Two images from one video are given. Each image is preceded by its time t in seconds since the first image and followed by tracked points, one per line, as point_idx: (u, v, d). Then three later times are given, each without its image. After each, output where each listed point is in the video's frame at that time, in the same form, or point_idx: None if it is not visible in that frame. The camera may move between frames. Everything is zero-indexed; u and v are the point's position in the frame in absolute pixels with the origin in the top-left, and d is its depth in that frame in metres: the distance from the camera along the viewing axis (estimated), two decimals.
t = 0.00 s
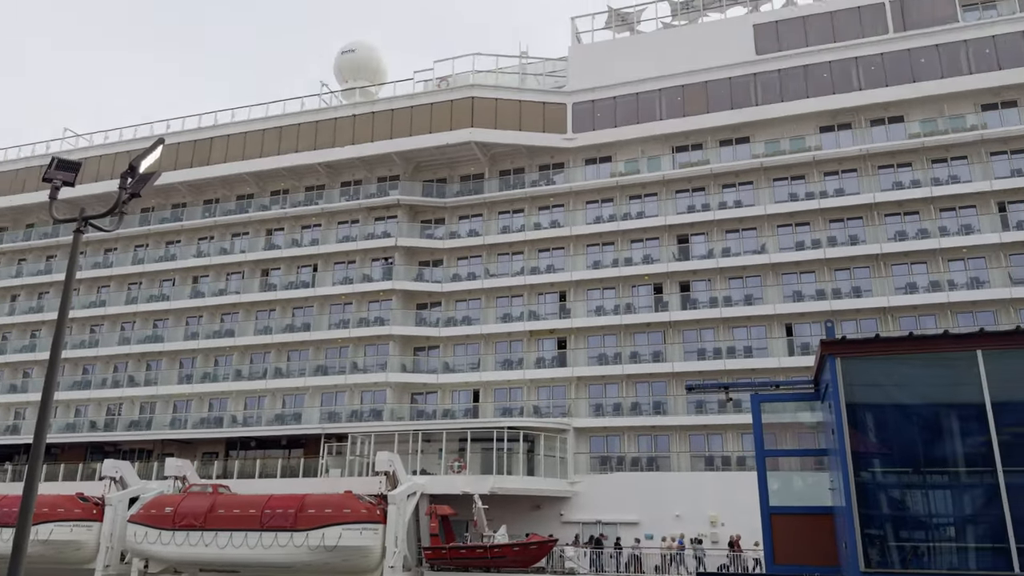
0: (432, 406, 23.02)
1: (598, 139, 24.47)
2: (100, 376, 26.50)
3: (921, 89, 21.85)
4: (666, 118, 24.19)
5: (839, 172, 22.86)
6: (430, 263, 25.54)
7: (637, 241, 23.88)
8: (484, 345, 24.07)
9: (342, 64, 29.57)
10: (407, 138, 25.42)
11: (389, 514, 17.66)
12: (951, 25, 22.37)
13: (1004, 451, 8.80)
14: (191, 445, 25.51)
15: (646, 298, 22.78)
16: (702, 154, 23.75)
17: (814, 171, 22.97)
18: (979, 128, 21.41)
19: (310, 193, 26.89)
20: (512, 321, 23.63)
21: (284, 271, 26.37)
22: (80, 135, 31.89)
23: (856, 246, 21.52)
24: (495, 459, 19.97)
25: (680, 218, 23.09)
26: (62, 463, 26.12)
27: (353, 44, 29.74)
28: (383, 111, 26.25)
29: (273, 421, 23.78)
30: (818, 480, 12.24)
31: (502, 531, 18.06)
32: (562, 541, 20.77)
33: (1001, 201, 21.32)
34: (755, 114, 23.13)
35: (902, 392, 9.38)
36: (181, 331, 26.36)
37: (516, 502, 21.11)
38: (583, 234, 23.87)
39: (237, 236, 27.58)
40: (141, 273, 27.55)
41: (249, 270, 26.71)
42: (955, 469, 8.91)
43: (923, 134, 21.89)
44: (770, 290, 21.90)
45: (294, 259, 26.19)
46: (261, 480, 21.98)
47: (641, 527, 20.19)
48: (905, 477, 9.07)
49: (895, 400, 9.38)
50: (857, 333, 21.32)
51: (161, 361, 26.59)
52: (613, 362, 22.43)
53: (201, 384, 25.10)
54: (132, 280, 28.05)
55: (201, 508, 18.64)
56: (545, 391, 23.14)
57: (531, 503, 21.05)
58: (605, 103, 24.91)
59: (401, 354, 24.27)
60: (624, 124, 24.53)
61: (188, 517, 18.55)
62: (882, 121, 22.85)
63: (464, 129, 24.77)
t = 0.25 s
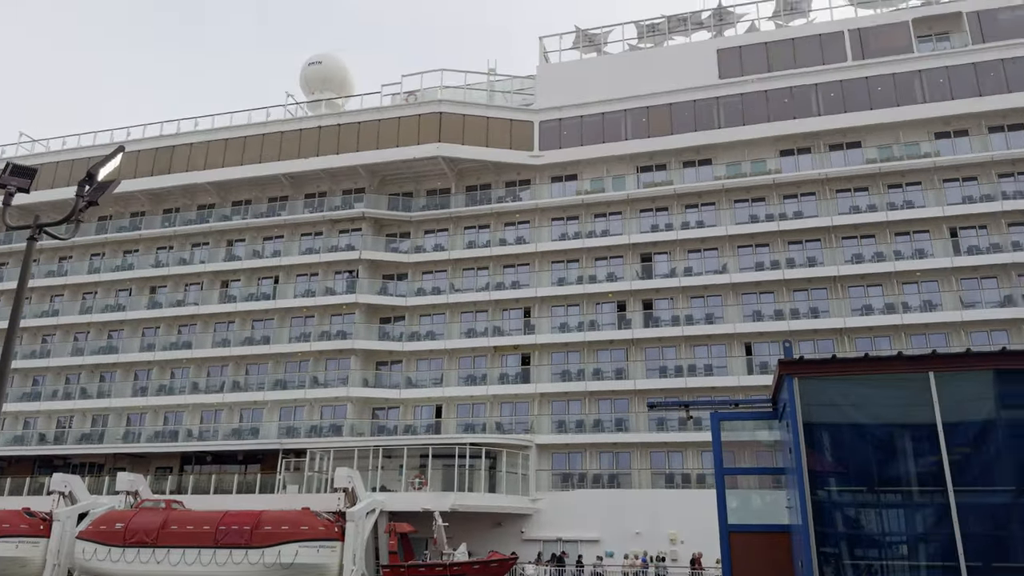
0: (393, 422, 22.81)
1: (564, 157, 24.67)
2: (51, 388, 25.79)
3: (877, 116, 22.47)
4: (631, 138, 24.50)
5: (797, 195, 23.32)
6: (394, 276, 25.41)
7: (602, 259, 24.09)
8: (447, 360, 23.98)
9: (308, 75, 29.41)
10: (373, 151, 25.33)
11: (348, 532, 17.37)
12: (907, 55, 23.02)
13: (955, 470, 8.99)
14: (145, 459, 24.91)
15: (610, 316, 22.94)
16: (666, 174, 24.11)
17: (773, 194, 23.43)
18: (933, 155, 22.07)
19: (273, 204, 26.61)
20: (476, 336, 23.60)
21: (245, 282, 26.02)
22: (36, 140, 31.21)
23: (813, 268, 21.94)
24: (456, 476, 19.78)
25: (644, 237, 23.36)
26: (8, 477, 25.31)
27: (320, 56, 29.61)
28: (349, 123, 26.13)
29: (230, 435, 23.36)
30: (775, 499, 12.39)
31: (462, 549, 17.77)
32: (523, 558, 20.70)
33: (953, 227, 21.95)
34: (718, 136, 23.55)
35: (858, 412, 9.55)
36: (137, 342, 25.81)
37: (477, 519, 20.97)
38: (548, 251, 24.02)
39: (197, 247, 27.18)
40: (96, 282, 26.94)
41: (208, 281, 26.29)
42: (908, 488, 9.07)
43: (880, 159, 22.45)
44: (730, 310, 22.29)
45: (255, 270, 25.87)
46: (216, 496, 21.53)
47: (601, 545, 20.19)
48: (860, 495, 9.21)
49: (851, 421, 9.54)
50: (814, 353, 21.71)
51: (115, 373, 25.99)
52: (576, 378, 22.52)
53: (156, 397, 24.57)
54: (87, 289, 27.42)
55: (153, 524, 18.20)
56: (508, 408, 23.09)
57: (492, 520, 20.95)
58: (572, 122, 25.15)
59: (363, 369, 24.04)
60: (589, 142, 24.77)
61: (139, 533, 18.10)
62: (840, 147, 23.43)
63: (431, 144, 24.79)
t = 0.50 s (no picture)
0: (343, 431, 22.51)
1: (521, 169, 24.79)
2: None
3: (825, 139, 23.12)
4: (588, 152, 24.75)
5: (748, 213, 23.78)
6: (348, 284, 25.15)
7: (557, 271, 24.26)
8: (400, 369, 23.80)
9: (264, 78, 29.02)
10: (329, 157, 25.09)
11: (294, 543, 17.03)
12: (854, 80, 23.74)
13: (894, 485, 9.24)
14: (83, 467, 24.12)
15: (564, 327, 23.08)
16: (622, 189, 24.35)
17: (725, 212, 23.88)
18: (878, 178, 22.77)
19: (224, 207, 26.13)
20: (430, 345, 23.48)
21: (193, 286, 25.47)
22: None
23: (762, 284, 22.40)
24: (406, 486, 19.76)
25: (599, 250, 23.58)
26: None
27: (277, 59, 29.26)
28: (305, 128, 25.84)
29: (173, 443, 22.79)
30: (722, 510, 12.55)
31: (411, 561, 17.44)
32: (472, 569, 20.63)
33: (896, 248, 22.63)
34: (673, 153, 23.94)
35: (803, 426, 9.75)
36: (78, 346, 25.04)
37: (426, 531, 20.80)
38: (505, 262, 24.12)
39: (144, 249, 26.55)
40: (37, 283, 26.08)
41: (155, 284, 25.66)
42: (849, 502, 9.29)
43: (829, 181, 23.05)
44: (682, 323, 22.56)
45: (204, 275, 25.36)
46: (158, 505, 20.95)
47: (550, 556, 20.18)
48: (804, 508, 9.39)
49: (795, 435, 9.73)
50: (762, 368, 22.12)
51: (54, 377, 25.15)
52: (529, 389, 22.54)
53: (97, 403, 23.85)
54: (27, 289, 26.53)
55: (89, 533, 17.61)
56: (460, 418, 23.00)
57: (441, 532, 20.79)
58: (530, 134, 25.31)
59: (313, 377, 23.70)
60: (547, 155, 24.94)
61: (75, 543, 17.51)
62: (790, 167, 24.01)
63: (388, 152, 24.66)
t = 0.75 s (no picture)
0: (284, 434, 22.11)
1: (473, 174, 24.80)
2: None
3: (771, 155, 23.73)
4: (541, 159, 24.89)
5: (695, 225, 24.20)
6: (294, 284, 24.76)
7: (508, 276, 24.31)
8: (345, 371, 23.53)
9: (213, 72, 28.44)
10: (278, 154, 24.67)
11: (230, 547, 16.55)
12: (800, 99, 24.41)
13: (829, 494, 9.50)
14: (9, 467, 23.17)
15: (513, 333, 23.14)
16: (573, 197, 24.51)
17: (673, 223, 24.26)
18: (819, 195, 23.46)
19: (167, 202, 25.48)
20: (376, 348, 23.28)
21: (131, 282, 24.75)
22: None
23: (706, 295, 22.83)
24: (348, 491, 19.53)
25: (549, 256, 23.75)
26: None
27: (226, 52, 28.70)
28: (254, 124, 25.38)
29: (107, 443, 22.07)
30: (663, 517, 12.66)
31: (350, 567, 17.14)
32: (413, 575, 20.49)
33: (835, 263, 23.29)
34: (624, 164, 24.27)
35: (742, 435, 9.95)
36: (7, 341, 24.07)
37: (367, 536, 20.57)
38: (455, 266, 24.03)
39: (81, 242, 25.70)
40: None
41: (92, 279, 24.86)
42: (785, 509, 9.52)
43: (772, 196, 23.73)
44: (628, 332, 22.91)
45: (144, 271, 24.67)
46: (88, 508, 20.24)
47: (493, 562, 20.21)
48: (742, 515, 9.58)
49: (735, 443, 9.93)
50: (705, 377, 22.52)
51: None
52: (477, 395, 22.51)
53: (27, 401, 22.96)
54: None
55: (15, 537, 16.96)
56: (406, 422, 22.84)
57: (383, 538, 20.58)
58: (483, 139, 25.33)
59: (255, 378, 23.24)
60: (500, 160, 25.01)
61: None
62: (736, 181, 24.54)
63: (339, 151, 24.37)
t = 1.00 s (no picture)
0: (222, 432, 21.61)
1: (424, 172, 24.69)
2: None
3: (718, 165, 24.22)
4: (493, 161, 24.91)
5: (642, 232, 24.54)
6: (236, 278, 24.24)
7: (457, 276, 24.24)
8: (287, 369, 23.13)
9: (158, 58, 27.68)
10: (224, 145, 24.13)
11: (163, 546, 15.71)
12: (747, 112, 24.97)
13: (764, 498, 9.73)
14: None
15: (460, 334, 23.10)
16: (524, 200, 24.63)
17: (621, 229, 24.55)
18: (763, 206, 24.05)
19: (105, 190, 24.67)
20: (320, 346, 22.96)
21: (65, 272, 23.90)
22: None
23: (651, 300, 23.17)
24: (287, 491, 19.34)
25: (498, 258, 23.79)
26: None
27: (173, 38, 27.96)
28: (199, 113, 24.76)
29: (34, 438, 21.23)
30: (603, 518, 12.69)
31: (287, 568, 16.62)
32: None
33: (775, 273, 23.92)
34: (574, 168, 24.46)
35: (683, 438, 10.12)
36: None
37: (306, 537, 20.25)
38: (404, 264, 23.84)
39: (11, 228, 24.68)
40: None
41: (23, 268, 23.93)
42: (722, 512, 9.71)
43: (717, 206, 24.26)
44: (575, 335, 23.02)
45: (78, 260, 23.85)
46: (11, 505, 19.43)
47: (433, 564, 20.06)
48: (679, 517, 9.74)
49: (676, 447, 10.09)
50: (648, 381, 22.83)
51: None
52: (422, 395, 22.38)
53: None
54: None
55: None
56: (348, 422, 22.59)
57: (322, 539, 20.29)
58: (435, 138, 25.23)
59: (193, 374, 22.67)
60: (452, 160, 24.93)
61: None
62: (682, 190, 24.97)
63: (287, 144, 23.95)
